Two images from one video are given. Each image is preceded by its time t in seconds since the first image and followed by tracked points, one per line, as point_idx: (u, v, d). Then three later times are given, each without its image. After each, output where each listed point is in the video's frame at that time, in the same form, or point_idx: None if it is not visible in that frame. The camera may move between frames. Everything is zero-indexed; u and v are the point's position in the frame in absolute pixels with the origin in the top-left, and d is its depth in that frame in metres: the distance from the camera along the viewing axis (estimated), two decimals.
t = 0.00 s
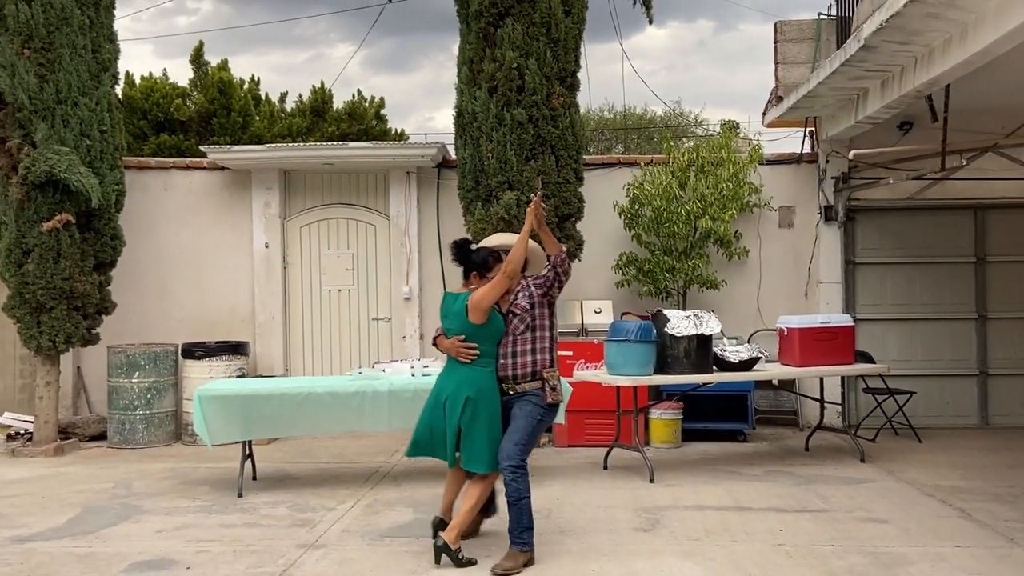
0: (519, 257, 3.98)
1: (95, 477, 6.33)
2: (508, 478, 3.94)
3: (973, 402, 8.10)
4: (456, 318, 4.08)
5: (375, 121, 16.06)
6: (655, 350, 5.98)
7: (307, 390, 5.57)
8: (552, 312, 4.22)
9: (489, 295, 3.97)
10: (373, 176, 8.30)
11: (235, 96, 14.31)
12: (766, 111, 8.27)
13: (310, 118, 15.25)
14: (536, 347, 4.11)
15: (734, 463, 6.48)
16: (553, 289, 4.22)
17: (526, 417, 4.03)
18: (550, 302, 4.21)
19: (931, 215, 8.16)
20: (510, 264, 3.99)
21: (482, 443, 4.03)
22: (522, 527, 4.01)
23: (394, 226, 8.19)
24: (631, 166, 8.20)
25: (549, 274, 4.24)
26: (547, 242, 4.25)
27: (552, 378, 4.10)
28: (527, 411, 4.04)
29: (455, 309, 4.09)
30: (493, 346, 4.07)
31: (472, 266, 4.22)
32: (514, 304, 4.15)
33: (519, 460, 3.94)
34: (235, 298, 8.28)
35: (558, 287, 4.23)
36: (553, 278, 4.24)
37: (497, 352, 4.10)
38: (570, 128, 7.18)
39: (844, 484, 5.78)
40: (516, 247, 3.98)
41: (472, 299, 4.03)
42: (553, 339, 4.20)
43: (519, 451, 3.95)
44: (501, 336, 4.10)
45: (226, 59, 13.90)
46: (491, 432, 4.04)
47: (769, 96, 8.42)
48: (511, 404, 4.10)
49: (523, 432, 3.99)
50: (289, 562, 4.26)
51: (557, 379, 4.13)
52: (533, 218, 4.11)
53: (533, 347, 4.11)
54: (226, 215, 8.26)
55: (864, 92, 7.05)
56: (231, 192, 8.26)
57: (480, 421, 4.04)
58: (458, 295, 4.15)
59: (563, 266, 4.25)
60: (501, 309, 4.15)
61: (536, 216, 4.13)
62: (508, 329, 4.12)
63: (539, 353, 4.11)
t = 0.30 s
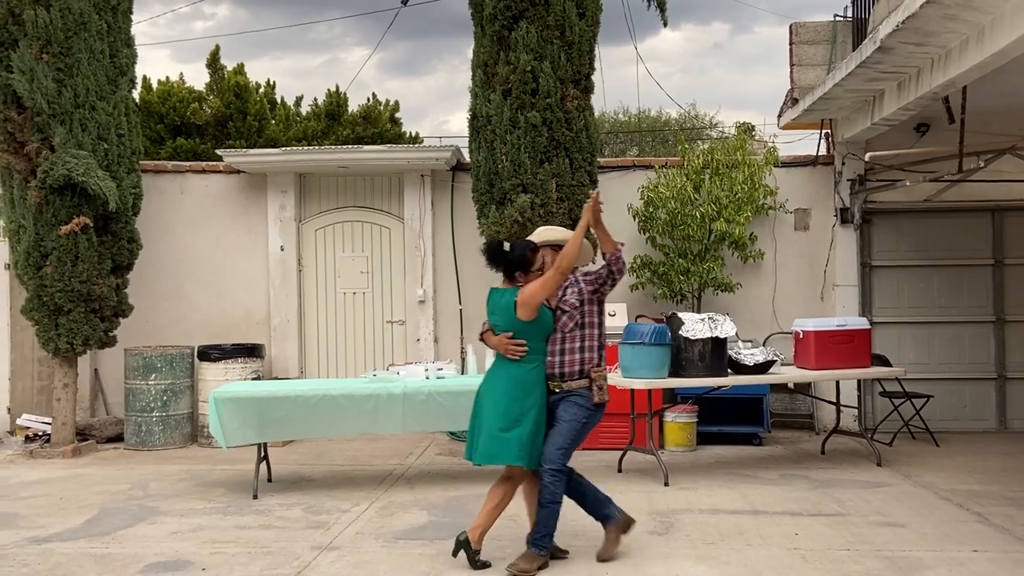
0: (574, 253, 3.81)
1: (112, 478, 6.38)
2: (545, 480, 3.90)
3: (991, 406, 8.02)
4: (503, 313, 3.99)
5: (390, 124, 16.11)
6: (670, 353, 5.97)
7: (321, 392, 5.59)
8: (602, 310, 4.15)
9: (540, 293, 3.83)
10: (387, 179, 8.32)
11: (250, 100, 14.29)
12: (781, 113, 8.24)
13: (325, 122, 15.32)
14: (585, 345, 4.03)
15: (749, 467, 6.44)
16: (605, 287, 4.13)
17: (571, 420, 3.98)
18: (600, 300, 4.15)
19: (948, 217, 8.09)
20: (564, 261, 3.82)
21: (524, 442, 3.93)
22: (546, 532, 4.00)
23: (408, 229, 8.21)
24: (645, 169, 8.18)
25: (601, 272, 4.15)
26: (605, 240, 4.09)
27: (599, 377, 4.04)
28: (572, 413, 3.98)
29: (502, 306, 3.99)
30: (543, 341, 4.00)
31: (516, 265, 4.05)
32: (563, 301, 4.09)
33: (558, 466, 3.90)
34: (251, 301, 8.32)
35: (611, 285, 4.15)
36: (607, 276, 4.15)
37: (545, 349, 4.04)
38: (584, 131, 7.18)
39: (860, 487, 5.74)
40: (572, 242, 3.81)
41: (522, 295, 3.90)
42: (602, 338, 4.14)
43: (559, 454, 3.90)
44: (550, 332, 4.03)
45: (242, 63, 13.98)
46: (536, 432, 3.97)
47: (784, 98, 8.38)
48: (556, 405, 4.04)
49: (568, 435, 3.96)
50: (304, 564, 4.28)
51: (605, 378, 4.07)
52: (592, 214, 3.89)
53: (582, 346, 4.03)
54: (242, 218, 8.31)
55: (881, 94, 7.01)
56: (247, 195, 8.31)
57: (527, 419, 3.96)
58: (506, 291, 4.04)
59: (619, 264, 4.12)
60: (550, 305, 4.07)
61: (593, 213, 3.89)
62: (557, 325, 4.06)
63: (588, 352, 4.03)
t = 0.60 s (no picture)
0: (615, 261, 3.80)
1: (125, 479, 6.41)
2: (615, 483, 3.84)
3: (1006, 409, 7.95)
4: (551, 326, 3.96)
5: (401, 126, 16.13)
6: (681, 355, 5.96)
7: (331, 394, 5.59)
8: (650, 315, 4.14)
9: (584, 302, 3.79)
10: (398, 181, 8.33)
11: (263, 102, 14.52)
12: (793, 115, 8.21)
13: (337, 124, 15.37)
14: (636, 351, 4.03)
15: (761, 470, 6.41)
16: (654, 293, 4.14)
17: (632, 420, 3.95)
18: (648, 305, 4.13)
19: (962, 219, 8.02)
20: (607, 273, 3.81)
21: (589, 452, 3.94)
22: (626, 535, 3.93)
23: (419, 231, 8.22)
24: (656, 170, 8.15)
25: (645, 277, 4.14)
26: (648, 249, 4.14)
27: (654, 382, 4.04)
28: (632, 414, 3.96)
29: (550, 318, 3.97)
30: (593, 350, 3.98)
31: (558, 279, 3.97)
32: (612, 308, 4.07)
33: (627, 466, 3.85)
34: (263, 303, 8.35)
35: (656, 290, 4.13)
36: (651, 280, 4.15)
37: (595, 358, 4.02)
38: (595, 132, 7.16)
39: (873, 491, 5.70)
40: (612, 252, 3.81)
41: (567, 307, 3.86)
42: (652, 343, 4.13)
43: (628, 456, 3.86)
44: (600, 341, 4.02)
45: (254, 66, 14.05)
46: (597, 438, 3.96)
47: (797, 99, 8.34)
48: (614, 409, 4.02)
49: (632, 436, 3.91)
50: (315, 565, 4.28)
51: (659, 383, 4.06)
52: (631, 221, 3.86)
53: (634, 353, 4.03)
54: (253, 220, 8.33)
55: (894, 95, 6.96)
56: (258, 197, 8.33)
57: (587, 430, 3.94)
58: (551, 304, 4.01)
59: (662, 269, 4.14)
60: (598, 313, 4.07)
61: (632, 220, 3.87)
62: (607, 333, 4.04)
63: (641, 358, 4.03)
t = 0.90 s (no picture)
0: (648, 253, 3.77)
1: (135, 479, 6.42)
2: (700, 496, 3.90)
3: (1019, 410, 7.88)
4: (590, 323, 3.98)
5: (410, 126, 16.12)
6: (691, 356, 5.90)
7: (341, 394, 5.59)
8: (691, 306, 4.08)
9: (622, 297, 3.81)
10: (408, 181, 8.33)
11: (272, 102, 14.57)
12: (804, 114, 8.17)
13: (346, 124, 15.38)
14: (678, 344, 3.99)
15: (772, 471, 6.37)
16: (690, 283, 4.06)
17: (688, 431, 3.94)
18: (687, 296, 4.08)
19: (975, 219, 7.96)
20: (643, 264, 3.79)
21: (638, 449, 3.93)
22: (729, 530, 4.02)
23: (429, 232, 8.22)
24: (666, 170, 8.12)
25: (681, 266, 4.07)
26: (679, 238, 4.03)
27: (699, 376, 3.98)
28: (686, 422, 3.94)
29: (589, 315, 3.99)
30: (636, 344, 3.98)
31: (593, 273, 4.02)
32: (651, 301, 4.05)
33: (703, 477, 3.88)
34: (272, 303, 8.36)
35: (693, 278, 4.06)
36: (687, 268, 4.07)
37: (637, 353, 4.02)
38: (605, 132, 7.14)
39: (886, 492, 5.66)
40: (644, 243, 3.79)
41: (605, 303, 3.89)
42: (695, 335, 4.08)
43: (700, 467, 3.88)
44: (640, 336, 4.01)
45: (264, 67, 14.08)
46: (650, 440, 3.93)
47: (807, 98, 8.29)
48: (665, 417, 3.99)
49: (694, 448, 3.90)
50: (324, 566, 4.27)
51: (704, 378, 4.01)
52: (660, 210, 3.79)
53: (676, 345, 3.99)
54: (263, 220, 8.34)
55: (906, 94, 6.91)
56: (268, 198, 8.34)
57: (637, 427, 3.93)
58: (589, 300, 4.04)
59: (696, 258, 4.05)
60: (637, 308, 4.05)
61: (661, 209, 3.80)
62: (647, 327, 4.02)
63: (683, 351, 3.98)
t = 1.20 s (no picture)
0: (638, 256, 3.74)
1: (144, 478, 6.44)
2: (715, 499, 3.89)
3: None
4: (599, 320, 4.03)
5: (418, 125, 16.11)
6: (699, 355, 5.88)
7: (349, 393, 5.59)
8: (703, 308, 3.98)
9: (620, 297, 3.83)
10: (416, 180, 8.33)
11: (280, 101, 14.58)
12: (813, 113, 8.13)
13: (354, 123, 15.39)
14: (687, 347, 3.91)
15: (781, 470, 6.35)
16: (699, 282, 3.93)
17: (701, 436, 3.89)
18: (699, 297, 3.97)
19: (985, 217, 7.91)
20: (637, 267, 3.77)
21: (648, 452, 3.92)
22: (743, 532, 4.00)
23: (436, 230, 8.22)
24: (674, 169, 8.10)
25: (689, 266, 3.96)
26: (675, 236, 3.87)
27: (711, 380, 3.89)
28: (700, 428, 3.89)
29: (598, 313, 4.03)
30: (644, 344, 3.97)
31: (603, 271, 4.04)
32: (662, 302, 4.00)
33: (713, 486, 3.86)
34: (280, 302, 8.37)
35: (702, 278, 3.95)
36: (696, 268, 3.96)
37: (648, 353, 3.99)
38: (613, 131, 7.12)
39: (895, 492, 5.63)
40: (635, 245, 3.75)
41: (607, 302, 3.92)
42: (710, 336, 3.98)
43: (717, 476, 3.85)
44: (650, 336, 3.98)
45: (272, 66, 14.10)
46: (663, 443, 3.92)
47: (816, 96, 8.25)
48: (681, 418, 3.95)
49: (707, 456, 3.86)
50: (332, 564, 4.27)
51: (719, 381, 3.91)
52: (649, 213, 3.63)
53: (685, 348, 3.91)
54: (271, 219, 8.36)
55: (916, 92, 6.87)
56: (276, 197, 8.35)
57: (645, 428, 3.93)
58: (600, 296, 4.08)
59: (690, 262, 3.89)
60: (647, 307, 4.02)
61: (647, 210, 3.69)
62: (657, 328, 3.98)
63: (693, 354, 3.90)
